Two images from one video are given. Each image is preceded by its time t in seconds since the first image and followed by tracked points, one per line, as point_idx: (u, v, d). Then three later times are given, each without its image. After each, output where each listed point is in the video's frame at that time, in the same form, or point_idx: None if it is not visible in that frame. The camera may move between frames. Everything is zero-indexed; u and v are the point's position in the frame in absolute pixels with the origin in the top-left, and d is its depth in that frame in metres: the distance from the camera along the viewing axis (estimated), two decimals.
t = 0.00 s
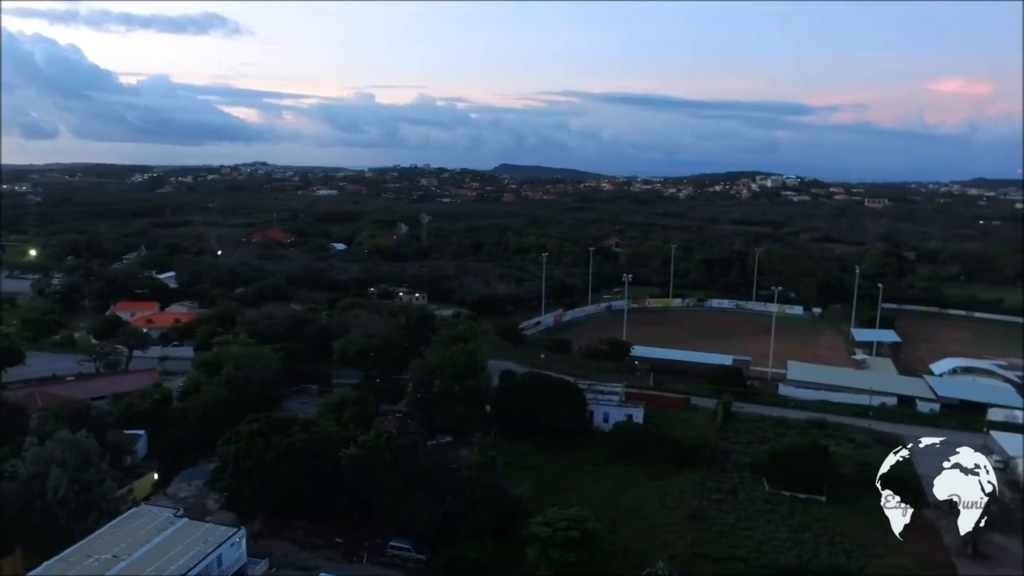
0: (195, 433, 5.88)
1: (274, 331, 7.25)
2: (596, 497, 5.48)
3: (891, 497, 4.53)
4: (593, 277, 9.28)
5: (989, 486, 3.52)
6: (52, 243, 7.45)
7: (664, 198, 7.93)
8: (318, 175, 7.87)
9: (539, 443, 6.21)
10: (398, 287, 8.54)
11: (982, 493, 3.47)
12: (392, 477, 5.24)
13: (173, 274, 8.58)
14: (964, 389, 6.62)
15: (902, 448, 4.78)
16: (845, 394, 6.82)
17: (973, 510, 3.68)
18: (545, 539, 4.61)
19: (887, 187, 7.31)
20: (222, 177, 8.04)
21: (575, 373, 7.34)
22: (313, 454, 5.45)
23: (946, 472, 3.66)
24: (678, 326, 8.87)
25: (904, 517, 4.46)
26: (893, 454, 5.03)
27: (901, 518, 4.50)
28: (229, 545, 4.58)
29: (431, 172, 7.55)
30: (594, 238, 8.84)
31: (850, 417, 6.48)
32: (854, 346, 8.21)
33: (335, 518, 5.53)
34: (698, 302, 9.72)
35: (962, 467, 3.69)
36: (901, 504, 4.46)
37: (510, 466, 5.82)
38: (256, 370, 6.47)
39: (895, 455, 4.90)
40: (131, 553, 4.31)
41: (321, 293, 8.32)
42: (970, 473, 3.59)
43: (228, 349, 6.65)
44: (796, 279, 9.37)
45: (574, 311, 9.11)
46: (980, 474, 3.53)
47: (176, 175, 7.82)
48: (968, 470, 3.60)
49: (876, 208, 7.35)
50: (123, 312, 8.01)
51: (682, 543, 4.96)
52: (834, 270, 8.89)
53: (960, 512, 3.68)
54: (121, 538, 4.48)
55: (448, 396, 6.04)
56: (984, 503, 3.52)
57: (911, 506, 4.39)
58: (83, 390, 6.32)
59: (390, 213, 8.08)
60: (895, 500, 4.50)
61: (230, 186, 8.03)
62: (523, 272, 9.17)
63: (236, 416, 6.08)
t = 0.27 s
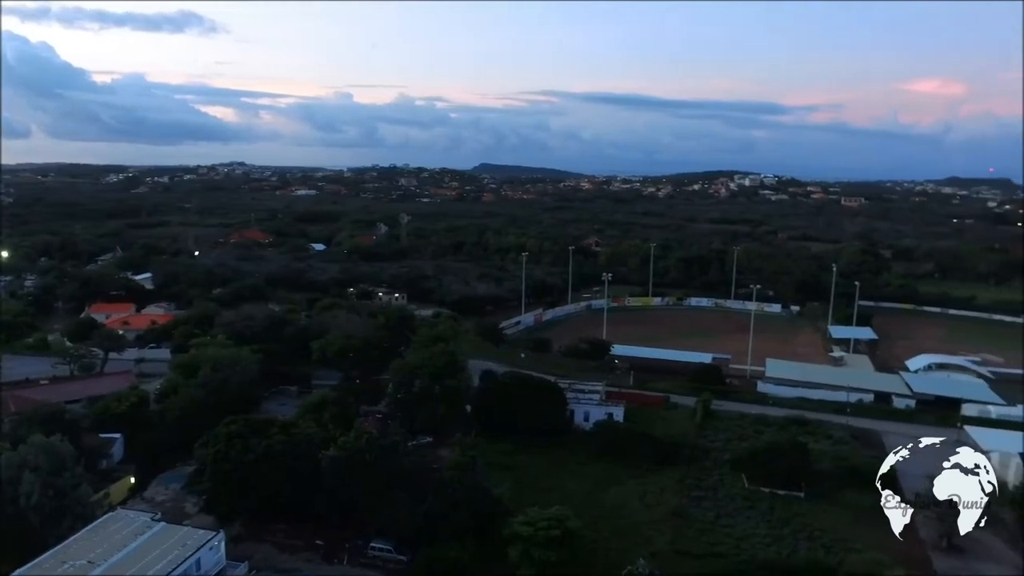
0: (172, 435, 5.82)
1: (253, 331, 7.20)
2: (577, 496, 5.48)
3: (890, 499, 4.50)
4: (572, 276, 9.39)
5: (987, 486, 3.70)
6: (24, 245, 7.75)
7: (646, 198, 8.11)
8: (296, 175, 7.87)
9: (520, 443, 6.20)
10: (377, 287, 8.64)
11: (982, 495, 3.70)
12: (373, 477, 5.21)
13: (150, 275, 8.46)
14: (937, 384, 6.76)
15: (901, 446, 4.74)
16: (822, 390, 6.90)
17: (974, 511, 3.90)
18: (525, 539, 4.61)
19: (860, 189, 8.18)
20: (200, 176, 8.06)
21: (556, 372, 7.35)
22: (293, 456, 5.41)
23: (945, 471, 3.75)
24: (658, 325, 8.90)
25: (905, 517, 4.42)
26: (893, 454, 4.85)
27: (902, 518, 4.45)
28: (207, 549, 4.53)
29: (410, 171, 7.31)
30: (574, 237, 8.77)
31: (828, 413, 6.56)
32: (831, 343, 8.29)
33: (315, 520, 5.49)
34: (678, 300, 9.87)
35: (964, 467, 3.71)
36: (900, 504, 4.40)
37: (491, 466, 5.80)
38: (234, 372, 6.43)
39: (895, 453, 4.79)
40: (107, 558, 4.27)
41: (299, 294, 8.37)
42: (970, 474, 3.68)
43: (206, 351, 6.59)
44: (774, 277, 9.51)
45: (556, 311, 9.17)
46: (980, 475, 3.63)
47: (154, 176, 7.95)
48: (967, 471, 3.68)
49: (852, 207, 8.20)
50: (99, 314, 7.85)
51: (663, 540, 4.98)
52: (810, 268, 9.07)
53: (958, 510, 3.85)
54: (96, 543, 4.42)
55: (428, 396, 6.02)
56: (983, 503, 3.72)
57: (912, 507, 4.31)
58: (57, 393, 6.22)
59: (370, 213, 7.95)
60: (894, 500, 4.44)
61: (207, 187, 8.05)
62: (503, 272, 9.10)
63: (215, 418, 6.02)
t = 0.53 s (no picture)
0: (147, 439, 5.75)
1: (229, 333, 7.13)
2: (556, 495, 5.48)
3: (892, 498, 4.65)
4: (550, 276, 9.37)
5: (988, 486, 4.08)
6: None
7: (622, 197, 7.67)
8: (273, 175, 7.94)
9: (499, 442, 6.20)
10: (354, 287, 8.82)
11: (982, 495, 4.08)
12: (351, 479, 5.18)
13: (122, 277, 8.29)
14: (911, 381, 6.87)
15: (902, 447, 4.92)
16: (798, 388, 6.97)
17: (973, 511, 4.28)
18: (505, 539, 4.61)
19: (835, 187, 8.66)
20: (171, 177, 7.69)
21: (534, 372, 7.36)
22: (270, 458, 5.36)
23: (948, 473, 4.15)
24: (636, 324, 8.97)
25: (905, 517, 4.57)
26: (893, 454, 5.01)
27: (901, 518, 4.60)
28: (184, 553, 4.48)
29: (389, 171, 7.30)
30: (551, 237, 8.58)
31: (804, 411, 6.64)
32: (807, 341, 8.46)
33: (293, 522, 5.45)
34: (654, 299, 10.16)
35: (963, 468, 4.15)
36: (900, 504, 4.56)
37: (470, 466, 5.79)
38: (211, 374, 6.37)
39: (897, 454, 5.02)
40: (81, 565, 4.20)
41: (276, 295, 8.53)
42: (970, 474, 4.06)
43: (181, 353, 6.51)
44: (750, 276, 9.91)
45: (534, 310, 9.47)
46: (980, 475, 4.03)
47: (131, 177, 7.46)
48: (968, 471, 4.07)
49: (828, 205, 8.72)
50: (70, 316, 7.66)
51: (642, 538, 5.00)
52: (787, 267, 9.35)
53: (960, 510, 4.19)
54: (70, 550, 4.35)
55: (406, 396, 6.00)
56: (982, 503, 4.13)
57: (915, 507, 4.46)
58: (29, 398, 6.12)
59: (346, 213, 7.92)
60: (895, 500, 4.61)
61: (183, 188, 7.77)
62: (480, 272, 9.26)
63: (191, 421, 5.96)
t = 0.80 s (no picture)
0: (118, 443, 5.67)
1: (203, 335, 7.04)
2: (534, 496, 5.48)
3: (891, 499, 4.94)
4: (525, 276, 9.08)
5: (989, 486, 4.41)
6: None
7: (597, 196, 7.96)
8: (246, 175, 8.47)
9: (476, 444, 6.18)
10: (329, 289, 8.64)
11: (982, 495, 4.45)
12: (328, 480, 5.14)
13: (94, 279, 8.02)
14: (885, 377, 6.98)
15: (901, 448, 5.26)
16: (773, 385, 7.04)
17: (976, 511, 4.57)
18: (482, 539, 4.60)
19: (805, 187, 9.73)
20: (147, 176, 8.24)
21: (511, 372, 7.36)
22: (245, 461, 5.32)
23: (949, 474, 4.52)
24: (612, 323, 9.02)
25: (906, 517, 4.91)
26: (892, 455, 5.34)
27: (901, 518, 4.94)
28: (157, 558, 4.42)
29: (363, 171, 7.67)
30: (527, 237, 8.61)
31: (779, 408, 6.71)
32: (782, 339, 8.56)
33: (269, 526, 5.40)
34: (633, 297, 9.70)
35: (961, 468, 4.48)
36: (900, 504, 4.89)
37: (447, 467, 5.77)
38: (184, 377, 6.29)
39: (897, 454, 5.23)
40: (50, 571, 4.13)
41: (251, 296, 8.31)
42: (971, 475, 4.42)
43: (154, 356, 6.44)
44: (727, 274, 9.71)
45: (510, 310, 9.05)
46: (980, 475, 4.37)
47: (96, 178, 8.43)
48: (968, 472, 4.43)
49: (799, 205, 9.66)
50: (37, 320, 7.42)
51: (620, 537, 5.00)
52: (762, 265, 9.50)
53: (961, 510, 4.53)
54: (39, 556, 4.27)
55: (383, 397, 5.97)
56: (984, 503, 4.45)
57: (915, 507, 4.82)
58: None
59: (321, 213, 8.08)
60: (895, 500, 4.93)
61: (155, 187, 8.32)
62: (457, 272, 9.01)
63: (164, 425, 5.88)
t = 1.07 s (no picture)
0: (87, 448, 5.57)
1: (176, 337, 6.99)
2: (510, 495, 5.47)
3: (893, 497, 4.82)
4: (501, 275, 9.52)
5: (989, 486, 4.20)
6: None
7: (574, 198, 8.60)
8: (217, 174, 7.96)
9: (452, 444, 6.16)
10: (303, 289, 8.74)
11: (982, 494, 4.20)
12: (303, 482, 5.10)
13: (61, 280, 7.53)
14: (857, 373, 7.09)
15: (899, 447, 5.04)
16: (746, 382, 7.12)
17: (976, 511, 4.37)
18: (459, 539, 4.58)
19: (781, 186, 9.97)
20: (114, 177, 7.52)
21: (486, 371, 7.38)
22: (219, 464, 5.25)
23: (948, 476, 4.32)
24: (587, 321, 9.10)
25: (905, 516, 4.85)
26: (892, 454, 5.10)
27: (901, 517, 4.87)
28: (128, 564, 4.34)
29: (336, 171, 7.57)
30: (503, 236, 8.91)
31: (752, 405, 6.79)
32: (755, 337, 8.61)
33: (243, 530, 5.34)
34: (608, 297, 9.93)
35: (963, 468, 4.31)
36: (901, 504, 4.81)
37: (423, 468, 5.75)
38: (156, 380, 6.22)
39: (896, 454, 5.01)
40: None
41: (223, 298, 8.40)
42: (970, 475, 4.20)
43: (124, 359, 6.33)
44: (700, 273, 9.86)
45: (486, 310, 9.27)
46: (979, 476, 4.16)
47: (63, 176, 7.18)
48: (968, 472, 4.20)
49: (773, 204, 10.02)
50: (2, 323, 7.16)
51: (596, 535, 5.01)
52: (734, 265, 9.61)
53: (961, 510, 4.35)
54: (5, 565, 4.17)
55: (358, 398, 5.95)
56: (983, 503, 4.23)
57: (915, 506, 4.75)
58: None
59: (295, 214, 7.99)
60: (895, 500, 4.84)
61: (124, 188, 7.51)
62: (431, 272, 9.21)
63: (135, 429, 5.79)
